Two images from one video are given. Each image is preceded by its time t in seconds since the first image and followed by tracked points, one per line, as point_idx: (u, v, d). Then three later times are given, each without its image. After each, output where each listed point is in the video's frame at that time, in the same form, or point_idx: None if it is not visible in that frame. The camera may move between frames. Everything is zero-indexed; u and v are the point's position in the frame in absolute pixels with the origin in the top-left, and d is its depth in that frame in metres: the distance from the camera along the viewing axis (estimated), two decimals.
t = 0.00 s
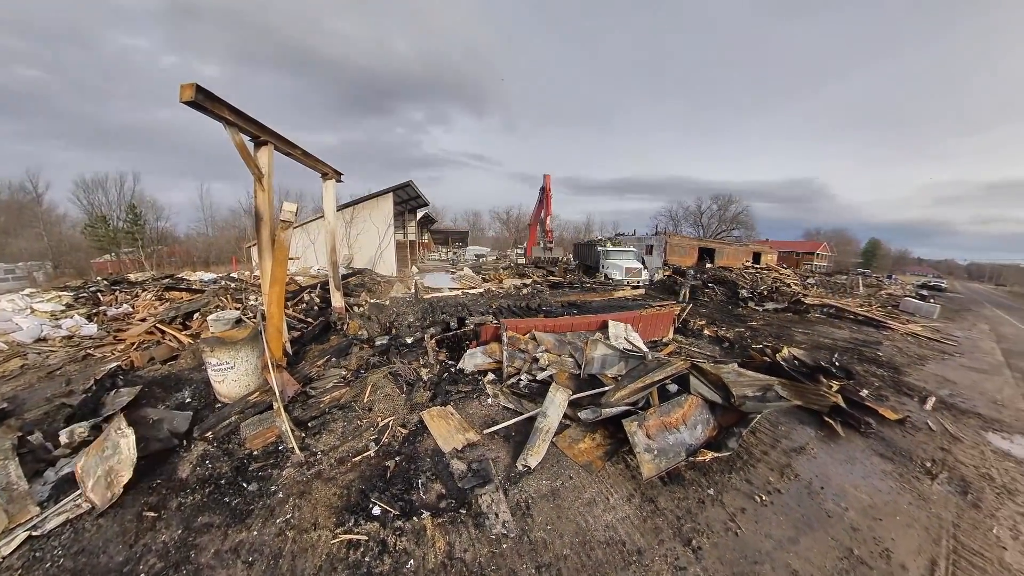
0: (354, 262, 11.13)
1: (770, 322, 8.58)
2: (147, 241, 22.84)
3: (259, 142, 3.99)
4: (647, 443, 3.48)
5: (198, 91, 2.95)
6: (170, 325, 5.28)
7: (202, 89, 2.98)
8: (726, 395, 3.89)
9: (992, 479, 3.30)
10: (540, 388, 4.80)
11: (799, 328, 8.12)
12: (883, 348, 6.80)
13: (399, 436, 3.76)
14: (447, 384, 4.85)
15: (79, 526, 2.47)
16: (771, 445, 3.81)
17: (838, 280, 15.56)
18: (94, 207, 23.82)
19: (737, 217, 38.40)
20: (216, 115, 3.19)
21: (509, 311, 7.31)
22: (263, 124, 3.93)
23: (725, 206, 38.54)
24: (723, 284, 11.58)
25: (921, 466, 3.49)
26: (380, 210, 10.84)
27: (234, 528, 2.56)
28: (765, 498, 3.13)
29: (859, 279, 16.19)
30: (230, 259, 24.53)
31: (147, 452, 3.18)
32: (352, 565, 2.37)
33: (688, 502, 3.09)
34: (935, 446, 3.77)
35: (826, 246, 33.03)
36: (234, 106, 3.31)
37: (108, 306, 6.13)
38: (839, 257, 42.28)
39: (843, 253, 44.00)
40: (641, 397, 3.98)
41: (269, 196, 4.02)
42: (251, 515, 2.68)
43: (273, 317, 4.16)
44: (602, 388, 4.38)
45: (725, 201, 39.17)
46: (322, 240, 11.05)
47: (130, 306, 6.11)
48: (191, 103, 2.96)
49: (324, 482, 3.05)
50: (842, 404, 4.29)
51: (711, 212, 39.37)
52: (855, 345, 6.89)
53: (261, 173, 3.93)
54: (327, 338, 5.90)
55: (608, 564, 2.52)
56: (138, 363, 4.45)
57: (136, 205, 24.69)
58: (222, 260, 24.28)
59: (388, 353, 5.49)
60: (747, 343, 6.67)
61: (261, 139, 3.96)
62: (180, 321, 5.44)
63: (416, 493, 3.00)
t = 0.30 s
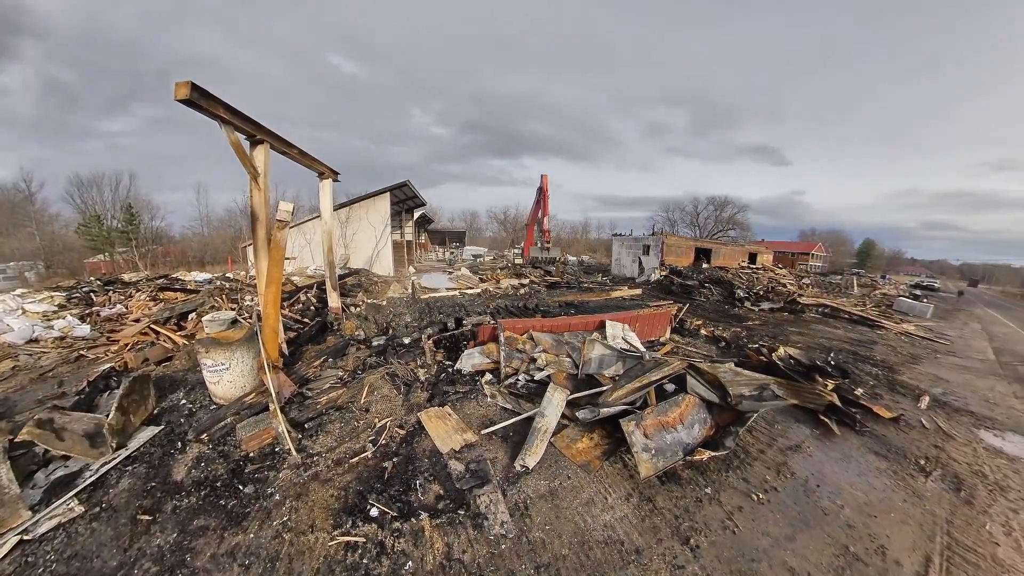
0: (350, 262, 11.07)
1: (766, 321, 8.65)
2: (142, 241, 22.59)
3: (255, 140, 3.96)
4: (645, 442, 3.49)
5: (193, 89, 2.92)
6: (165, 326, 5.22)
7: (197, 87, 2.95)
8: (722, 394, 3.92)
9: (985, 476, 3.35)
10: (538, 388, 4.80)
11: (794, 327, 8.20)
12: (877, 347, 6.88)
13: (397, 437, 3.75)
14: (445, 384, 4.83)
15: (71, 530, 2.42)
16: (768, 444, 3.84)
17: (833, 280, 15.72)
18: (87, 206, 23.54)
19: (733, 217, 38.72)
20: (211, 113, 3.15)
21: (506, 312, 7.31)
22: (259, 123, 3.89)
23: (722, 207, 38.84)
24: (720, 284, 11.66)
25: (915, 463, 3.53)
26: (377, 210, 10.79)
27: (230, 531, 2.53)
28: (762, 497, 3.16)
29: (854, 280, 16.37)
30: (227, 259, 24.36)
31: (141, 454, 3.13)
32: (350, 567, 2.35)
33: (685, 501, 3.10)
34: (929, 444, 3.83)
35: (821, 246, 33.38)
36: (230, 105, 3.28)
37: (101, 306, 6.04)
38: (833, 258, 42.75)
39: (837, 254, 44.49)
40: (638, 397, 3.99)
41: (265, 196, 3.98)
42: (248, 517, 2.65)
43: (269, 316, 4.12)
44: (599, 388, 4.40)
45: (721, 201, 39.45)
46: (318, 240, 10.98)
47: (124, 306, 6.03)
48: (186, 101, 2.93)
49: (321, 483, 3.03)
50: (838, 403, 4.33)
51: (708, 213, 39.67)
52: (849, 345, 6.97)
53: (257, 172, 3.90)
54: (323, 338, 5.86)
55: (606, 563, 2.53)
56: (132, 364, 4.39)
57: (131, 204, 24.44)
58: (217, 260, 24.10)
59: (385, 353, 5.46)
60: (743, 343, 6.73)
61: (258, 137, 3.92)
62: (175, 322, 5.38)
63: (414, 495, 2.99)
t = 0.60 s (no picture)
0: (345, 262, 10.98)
1: (759, 320, 8.76)
2: (132, 241, 22.21)
3: (248, 139, 3.90)
4: (640, 441, 3.52)
5: (185, 86, 2.87)
6: (156, 327, 5.12)
7: (189, 84, 2.90)
8: (717, 392, 3.96)
9: (973, 470, 3.43)
10: (534, 388, 4.81)
11: (787, 326, 8.31)
12: (868, 345, 7.01)
13: (393, 438, 3.73)
14: (440, 385, 4.82)
15: (60, 536, 2.37)
16: (761, 442, 3.88)
17: (825, 279, 15.95)
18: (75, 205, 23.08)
19: (727, 218, 39.15)
20: (203, 111, 3.10)
21: (502, 312, 7.31)
22: (252, 121, 3.83)
23: (716, 207, 39.22)
24: (714, 284, 11.78)
25: (904, 459, 3.60)
26: (372, 209, 10.71)
27: (224, 535, 2.50)
28: (757, 494, 3.20)
29: (846, 279, 16.61)
30: (219, 259, 24.05)
31: (133, 458, 3.08)
32: (346, 570, 2.34)
33: (681, 499, 3.13)
34: (919, 440, 3.91)
35: (812, 246, 33.86)
36: (223, 102, 3.23)
37: (90, 308, 5.92)
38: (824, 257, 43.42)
39: (827, 254, 45.18)
40: (633, 396, 4.01)
41: (258, 195, 3.92)
42: (242, 521, 2.61)
43: (262, 317, 4.05)
44: (595, 388, 4.42)
45: (715, 202, 39.85)
46: (313, 240, 10.88)
47: (114, 307, 5.91)
48: (177, 98, 2.87)
49: (316, 486, 3.00)
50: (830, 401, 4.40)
51: (702, 214, 40.05)
52: (841, 343, 7.09)
53: (250, 171, 3.84)
54: (318, 339, 5.80)
55: (603, 562, 2.54)
56: (122, 366, 4.30)
57: (120, 204, 24.00)
58: (210, 260, 23.80)
59: (380, 354, 5.42)
60: (737, 342, 6.80)
61: (251, 136, 3.87)
62: (166, 323, 5.29)
63: (410, 496, 2.98)
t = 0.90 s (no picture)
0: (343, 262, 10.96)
1: (757, 320, 8.80)
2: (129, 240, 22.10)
3: (246, 138, 3.88)
4: (639, 441, 3.53)
5: (182, 85, 2.85)
6: (153, 328, 5.09)
7: (186, 83, 2.88)
8: (715, 392, 3.94)
9: (969, 469, 3.46)
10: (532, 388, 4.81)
11: (785, 326, 8.35)
12: (865, 345, 7.04)
13: (391, 438, 3.72)
14: (439, 385, 4.81)
15: (56, 538, 2.36)
16: (760, 441, 3.90)
17: (823, 279, 16.02)
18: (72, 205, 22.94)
19: (725, 218, 39.28)
20: (200, 110, 3.08)
21: (501, 312, 7.31)
22: (250, 121, 3.81)
23: (714, 207, 39.33)
24: (713, 284, 11.82)
25: (901, 458, 3.62)
26: (371, 209, 10.68)
27: (221, 536, 2.48)
28: (755, 493, 3.21)
29: (843, 279, 16.69)
30: (217, 259, 23.95)
31: (129, 459, 3.06)
32: (345, 571, 2.33)
33: (679, 498, 3.14)
34: (916, 439, 3.93)
35: (810, 246, 34.03)
36: (221, 102, 3.22)
37: (87, 308, 5.87)
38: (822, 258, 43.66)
39: (825, 254, 45.44)
40: (632, 395, 4.02)
41: (256, 195, 3.90)
42: (240, 522, 2.60)
43: (260, 317, 4.04)
44: (593, 388, 4.43)
45: (713, 202, 39.96)
46: (311, 240, 10.85)
47: (111, 308, 5.86)
48: (175, 97, 2.86)
49: (314, 486, 2.99)
50: (828, 401, 4.42)
51: (700, 214, 40.17)
52: (838, 343, 7.12)
53: (248, 171, 3.81)
54: (316, 339, 5.78)
55: (601, 561, 2.54)
56: (119, 367, 4.27)
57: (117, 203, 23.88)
58: (208, 260, 23.73)
59: (378, 354, 5.40)
60: (735, 341, 6.83)
61: (249, 135, 3.85)
62: (163, 324, 5.26)
63: (408, 496, 2.97)
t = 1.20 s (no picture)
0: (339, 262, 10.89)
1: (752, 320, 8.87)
2: (122, 240, 21.86)
3: (242, 138, 3.84)
4: (636, 440, 3.55)
5: (177, 84, 2.82)
6: (147, 328, 5.02)
7: (181, 82, 2.85)
8: (711, 392, 3.92)
9: (961, 466, 3.51)
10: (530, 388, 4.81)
11: (780, 325, 8.43)
12: (859, 344, 7.12)
13: (388, 439, 3.70)
14: (436, 385, 4.79)
15: (49, 543, 2.32)
16: (756, 440, 3.93)
17: (817, 279, 16.18)
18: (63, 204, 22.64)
19: (721, 219, 39.57)
20: (195, 109, 3.05)
21: (498, 312, 7.30)
22: (246, 120, 3.77)
23: (710, 207, 39.60)
24: (709, 284, 11.90)
25: (895, 456, 3.67)
26: (367, 209, 10.62)
27: (217, 539, 2.46)
28: (751, 491, 3.24)
29: (838, 279, 16.87)
30: (212, 258, 23.73)
31: (123, 462, 3.02)
32: (342, 573, 2.32)
33: (677, 497, 3.16)
34: (909, 436, 3.98)
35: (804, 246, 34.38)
36: (216, 100, 3.19)
37: (79, 308, 5.78)
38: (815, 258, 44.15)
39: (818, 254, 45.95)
40: (629, 395, 4.04)
41: (251, 195, 3.86)
42: (236, 525, 2.58)
43: (256, 318, 3.99)
44: (591, 388, 4.44)
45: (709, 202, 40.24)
46: (307, 240, 10.77)
47: (103, 308, 5.78)
48: (170, 96, 2.82)
49: (311, 488, 2.96)
50: (823, 399, 4.46)
51: (696, 214, 40.44)
52: (833, 342, 7.20)
53: (244, 171, 3.78)
54: (312, 339, 5.74)
55: (599, 560, 2.55)
56: (112, 368, 4.21)
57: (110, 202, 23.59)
58: (202, 260, 23.51)
59: (375, 355, 5.37)
60: (731, 341, 6.88)
61: (244, 135, 3.81)
62: (157, 324, 5.19)
63: (406, 497, 2.96)
